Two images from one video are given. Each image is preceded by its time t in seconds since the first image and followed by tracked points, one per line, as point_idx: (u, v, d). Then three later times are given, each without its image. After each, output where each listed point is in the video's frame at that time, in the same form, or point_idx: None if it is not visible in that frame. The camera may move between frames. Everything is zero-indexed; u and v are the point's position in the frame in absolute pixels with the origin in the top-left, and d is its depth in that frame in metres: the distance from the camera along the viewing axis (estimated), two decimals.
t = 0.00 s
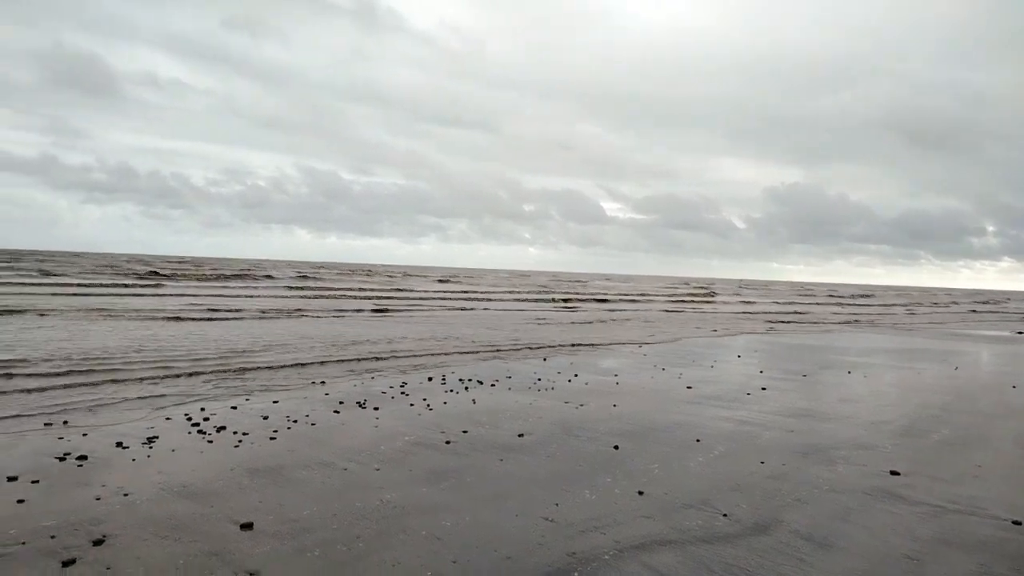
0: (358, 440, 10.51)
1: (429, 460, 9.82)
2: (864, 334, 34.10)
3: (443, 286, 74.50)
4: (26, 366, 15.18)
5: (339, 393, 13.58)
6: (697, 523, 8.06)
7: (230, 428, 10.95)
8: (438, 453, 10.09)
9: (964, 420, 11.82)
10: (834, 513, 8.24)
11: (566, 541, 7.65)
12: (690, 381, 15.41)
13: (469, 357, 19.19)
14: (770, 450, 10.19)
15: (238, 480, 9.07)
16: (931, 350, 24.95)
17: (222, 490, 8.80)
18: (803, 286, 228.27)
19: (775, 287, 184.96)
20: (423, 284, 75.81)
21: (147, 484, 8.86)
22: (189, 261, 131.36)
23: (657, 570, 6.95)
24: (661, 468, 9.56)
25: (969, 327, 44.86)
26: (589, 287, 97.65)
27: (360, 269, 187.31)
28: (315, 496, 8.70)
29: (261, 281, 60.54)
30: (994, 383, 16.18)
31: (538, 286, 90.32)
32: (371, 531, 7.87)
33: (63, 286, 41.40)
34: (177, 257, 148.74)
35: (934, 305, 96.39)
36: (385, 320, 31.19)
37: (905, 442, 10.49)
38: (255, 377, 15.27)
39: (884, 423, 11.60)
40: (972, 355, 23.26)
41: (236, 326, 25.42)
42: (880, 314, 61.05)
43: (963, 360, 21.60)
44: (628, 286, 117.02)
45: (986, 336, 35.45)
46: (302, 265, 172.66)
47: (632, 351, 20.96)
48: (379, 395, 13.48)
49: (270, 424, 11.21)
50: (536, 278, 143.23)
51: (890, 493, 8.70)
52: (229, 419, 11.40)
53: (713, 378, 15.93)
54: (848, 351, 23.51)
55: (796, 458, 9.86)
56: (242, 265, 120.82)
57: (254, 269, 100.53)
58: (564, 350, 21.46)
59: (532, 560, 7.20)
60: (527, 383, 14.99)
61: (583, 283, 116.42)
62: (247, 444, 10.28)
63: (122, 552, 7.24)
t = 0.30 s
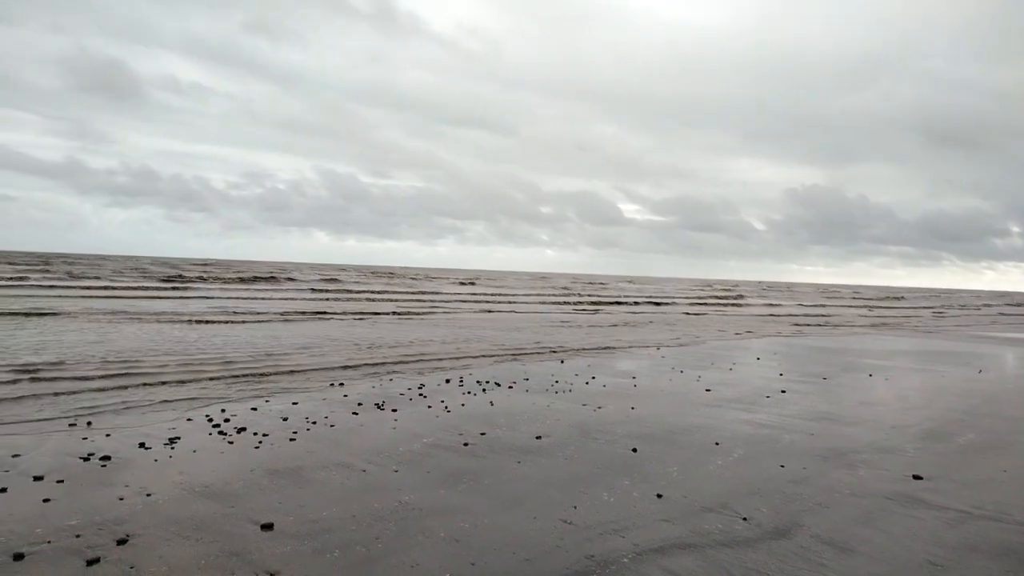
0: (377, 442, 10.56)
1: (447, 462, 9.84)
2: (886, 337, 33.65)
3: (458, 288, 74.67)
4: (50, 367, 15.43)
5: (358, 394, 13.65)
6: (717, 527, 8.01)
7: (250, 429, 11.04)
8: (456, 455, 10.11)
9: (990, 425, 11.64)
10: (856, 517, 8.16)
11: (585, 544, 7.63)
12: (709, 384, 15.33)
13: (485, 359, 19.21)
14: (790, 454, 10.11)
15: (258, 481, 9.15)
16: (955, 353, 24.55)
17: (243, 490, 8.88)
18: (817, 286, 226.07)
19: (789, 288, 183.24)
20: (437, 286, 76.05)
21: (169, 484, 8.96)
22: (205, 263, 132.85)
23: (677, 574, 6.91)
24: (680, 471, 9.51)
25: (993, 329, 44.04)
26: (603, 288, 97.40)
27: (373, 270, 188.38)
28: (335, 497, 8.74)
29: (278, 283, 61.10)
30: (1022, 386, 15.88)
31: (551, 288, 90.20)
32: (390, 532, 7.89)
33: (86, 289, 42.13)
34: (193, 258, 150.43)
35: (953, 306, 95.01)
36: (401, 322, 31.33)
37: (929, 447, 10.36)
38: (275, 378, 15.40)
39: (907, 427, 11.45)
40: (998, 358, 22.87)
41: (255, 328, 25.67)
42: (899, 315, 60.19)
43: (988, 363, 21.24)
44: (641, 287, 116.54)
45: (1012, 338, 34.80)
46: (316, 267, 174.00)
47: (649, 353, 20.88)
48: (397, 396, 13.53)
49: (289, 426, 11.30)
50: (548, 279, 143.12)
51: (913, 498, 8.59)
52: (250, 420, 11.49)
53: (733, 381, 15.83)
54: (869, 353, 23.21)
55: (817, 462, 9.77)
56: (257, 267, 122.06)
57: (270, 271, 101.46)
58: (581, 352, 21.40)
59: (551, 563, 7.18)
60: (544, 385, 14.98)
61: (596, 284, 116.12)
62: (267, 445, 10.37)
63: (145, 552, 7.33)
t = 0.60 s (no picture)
0: (393, 442, 10.62)
1: (462, 463, 9.88)
2: (904, 340, 33.26)
3: (470, 288, 74.78)
4: (70, 366, 15.64)
5: (373, 395, 13.73)
6: (733, 530, 7.99)
7: (267, 429, 11.14)
8: (471, 456, 10.15)
9: (1010, 431, 11.52)
10: (873, 522, 8.11)
11: (600, 546, 7.65)
12: (724, 387, 15.28)
13: (499, 361, 19.24)
14: (806, 458, 10.06)
15: (275, 480, 9.23)
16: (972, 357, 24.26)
17: (260, 489, 8.96)
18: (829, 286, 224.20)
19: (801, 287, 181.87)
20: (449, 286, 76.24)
21: (188, 482, 9.07)
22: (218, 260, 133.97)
23: None
24: (695, 474, 9.50)
25: (1013, 334, 43.38)
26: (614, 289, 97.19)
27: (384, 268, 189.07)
28: (352, 497, 8.80)
29: (292, 283, 61.56)
30: None
31: (562, 289, 90.05)
32: (406, 533, 7.93)
33: (103, 287, 42.66)
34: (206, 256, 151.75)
35: (969, 308, 93.94)
36: (414, 323, 31.46)
37: (947, 453, 10.27)
38: (291, 378, 15.52)
39: (925, 432, 11.36)
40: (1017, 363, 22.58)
41: (270, 328, 25.86)
42: (915, 318, 59.51)
43: (1008, 368, 20.97)
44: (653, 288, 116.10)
45: None
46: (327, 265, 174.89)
47: (663, 356, 20.83)
48: (412, 397, 13.60)
49: (306, 425, 11.38)
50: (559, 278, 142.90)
51: (931, 503, 8.53)
52: (266, 419, 11.60)
53: (748, 384, 15.78)
54: (887, 357, 23.01)
55: (833, 466, 9.72)
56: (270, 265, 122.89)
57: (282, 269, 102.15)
58: (594, 353, 21.38)
59: (567, 565, 7.20)
60: (558, 387, 15.00)
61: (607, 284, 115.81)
62: (283, 444, 10.45)
63: (164, 549, 7.42)
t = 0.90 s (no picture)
0: (410, 440, 10.66)
1: (479, 461, 9.90)
2: (925, 339, 32.78)
3: (483, 288, 74.88)
4: (91, 365, 15.87)
5: (390, 393, 13.79)
6: (751, 529, 7.94)
7: (285, 427, 11.23)
8: (487, 454, 10.17)
9: None
10: (893, 523, 8.01)
11: (618, 544, 7.62)
12: (741, 386, 15.18)
13: (514, 360, 19.25)
14: (825, 457, 9.97)
15: (293, 477, 9.30)
16: (995, 355, 23.90)
17: (278, 486, 9.03)
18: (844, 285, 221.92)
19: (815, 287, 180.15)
20: (463, 286, 76.33)
21: (207, 479, 9.16)
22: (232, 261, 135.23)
23: None
24: (713, 473, 9.45)
25: None
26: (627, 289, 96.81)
27: (396, 268, 189.79)
28: (369, 495, 8.85)
29: (307, 283, 61.97)
30: None
31: (575, 288, 89.94)
32: (423, 531, 7.95)
33: (122, 287, 43.27)
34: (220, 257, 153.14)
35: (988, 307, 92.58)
36: (429, 322, 31.55)
37: (970, 452, 10.13)
38: (308, 377, 15.63)
39: (947, 431, 11.21)
40: None
41: (286, 328, 26.08)
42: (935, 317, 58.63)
43: None
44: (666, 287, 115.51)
45: None
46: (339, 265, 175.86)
47: (679, 355, 20.74)
48: (429, 396, 13.64)
49: (323, 423, 11.45)
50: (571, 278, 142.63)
51: (953, 504, 8.42)
52: (284, 417, 11.69)
53: (766, 383, 15.67)
54: (907, 356, 22.73)
55: (853, 466, 9.63)
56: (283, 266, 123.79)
57: (296, 270, 102.81)
58: (609, 353, 21.32)
59: (584, 564, 7.18)
60: (574, 385, 14.98)
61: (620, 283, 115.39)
62: (301, 442, 10.53)
63: (184, 545, 7.50)
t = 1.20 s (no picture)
0: (431, 442, 10.72)
1: (500, 463, 9.93)
2: (951, 341, 32.26)
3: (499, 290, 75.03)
4: (116, 368, 16.13)
5: (410, 395, 13.87)
6: (775, 533, 7.88)
7: (308, 428, 11.34)
8: (509, 456, 10.19)
9: None
10: (920, 527, 7.91)
11: (640, 548, 7.60)
12: (763, 388, 15.07)
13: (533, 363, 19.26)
14: (849, 460, 9.88)
15: (317, 479, 9.39)
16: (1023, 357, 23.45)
17: (302, 488, 9.11)
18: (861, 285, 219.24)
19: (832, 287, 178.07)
20: (478, 288, 76.51)
21: (232, 480, 9.28)
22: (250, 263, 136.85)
23: None
24: (735, 476, 9.40)
25: None
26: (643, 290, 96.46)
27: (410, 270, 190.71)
28: (392, 496, 8.90)
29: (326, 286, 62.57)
30: None
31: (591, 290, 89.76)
32: (445, 532, 7.98)
33: (145, 290, 43.99)
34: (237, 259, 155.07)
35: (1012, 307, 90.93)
36: (447, 324, 31.66)
37: (999, 456, 9.97)
38: (330, 379, 15.77)
39: (975, 434, 11.05)
40: None
41: (306, 330, 26.33)
42: (958, 318, 57.61)
43: None
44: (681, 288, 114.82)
45: None
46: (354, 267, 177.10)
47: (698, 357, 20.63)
48: (449, 398, 13.70)
49: (345, 425, 11.55)
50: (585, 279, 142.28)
51: (981, 508, 8.29)
52: (307, 419, 11.80)
53: (789, 385, 15.56)
54: (931, 358, 22.40)
55: (878, 469, 9.53)
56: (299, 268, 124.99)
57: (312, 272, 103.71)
58: (628, 355, 21.26)
59: (606, 566, 7.17)
60: (595, 387, 14.96)
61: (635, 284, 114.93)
62: (324, 443, 10.63)
63: (210, 546, 7.59)
